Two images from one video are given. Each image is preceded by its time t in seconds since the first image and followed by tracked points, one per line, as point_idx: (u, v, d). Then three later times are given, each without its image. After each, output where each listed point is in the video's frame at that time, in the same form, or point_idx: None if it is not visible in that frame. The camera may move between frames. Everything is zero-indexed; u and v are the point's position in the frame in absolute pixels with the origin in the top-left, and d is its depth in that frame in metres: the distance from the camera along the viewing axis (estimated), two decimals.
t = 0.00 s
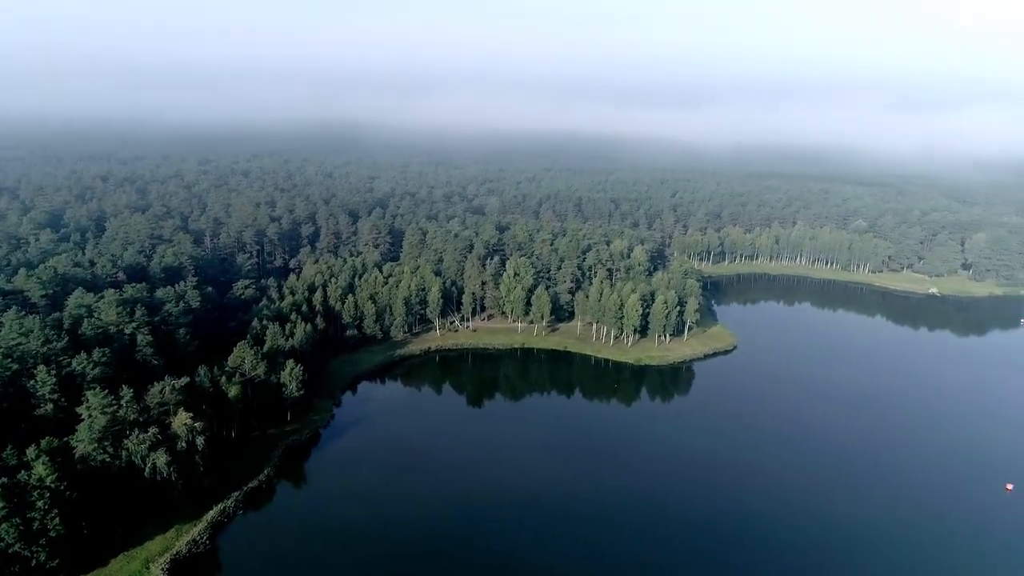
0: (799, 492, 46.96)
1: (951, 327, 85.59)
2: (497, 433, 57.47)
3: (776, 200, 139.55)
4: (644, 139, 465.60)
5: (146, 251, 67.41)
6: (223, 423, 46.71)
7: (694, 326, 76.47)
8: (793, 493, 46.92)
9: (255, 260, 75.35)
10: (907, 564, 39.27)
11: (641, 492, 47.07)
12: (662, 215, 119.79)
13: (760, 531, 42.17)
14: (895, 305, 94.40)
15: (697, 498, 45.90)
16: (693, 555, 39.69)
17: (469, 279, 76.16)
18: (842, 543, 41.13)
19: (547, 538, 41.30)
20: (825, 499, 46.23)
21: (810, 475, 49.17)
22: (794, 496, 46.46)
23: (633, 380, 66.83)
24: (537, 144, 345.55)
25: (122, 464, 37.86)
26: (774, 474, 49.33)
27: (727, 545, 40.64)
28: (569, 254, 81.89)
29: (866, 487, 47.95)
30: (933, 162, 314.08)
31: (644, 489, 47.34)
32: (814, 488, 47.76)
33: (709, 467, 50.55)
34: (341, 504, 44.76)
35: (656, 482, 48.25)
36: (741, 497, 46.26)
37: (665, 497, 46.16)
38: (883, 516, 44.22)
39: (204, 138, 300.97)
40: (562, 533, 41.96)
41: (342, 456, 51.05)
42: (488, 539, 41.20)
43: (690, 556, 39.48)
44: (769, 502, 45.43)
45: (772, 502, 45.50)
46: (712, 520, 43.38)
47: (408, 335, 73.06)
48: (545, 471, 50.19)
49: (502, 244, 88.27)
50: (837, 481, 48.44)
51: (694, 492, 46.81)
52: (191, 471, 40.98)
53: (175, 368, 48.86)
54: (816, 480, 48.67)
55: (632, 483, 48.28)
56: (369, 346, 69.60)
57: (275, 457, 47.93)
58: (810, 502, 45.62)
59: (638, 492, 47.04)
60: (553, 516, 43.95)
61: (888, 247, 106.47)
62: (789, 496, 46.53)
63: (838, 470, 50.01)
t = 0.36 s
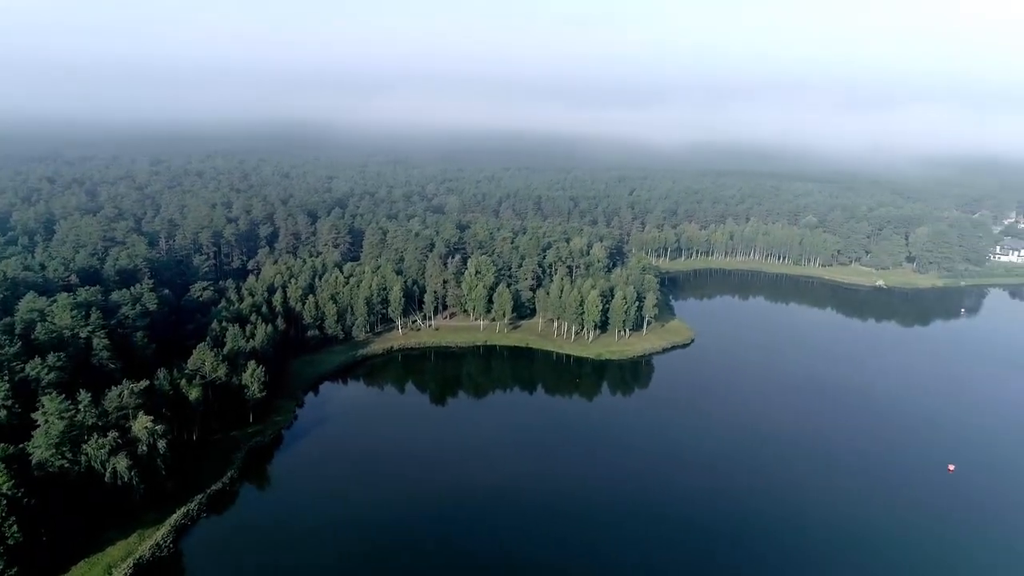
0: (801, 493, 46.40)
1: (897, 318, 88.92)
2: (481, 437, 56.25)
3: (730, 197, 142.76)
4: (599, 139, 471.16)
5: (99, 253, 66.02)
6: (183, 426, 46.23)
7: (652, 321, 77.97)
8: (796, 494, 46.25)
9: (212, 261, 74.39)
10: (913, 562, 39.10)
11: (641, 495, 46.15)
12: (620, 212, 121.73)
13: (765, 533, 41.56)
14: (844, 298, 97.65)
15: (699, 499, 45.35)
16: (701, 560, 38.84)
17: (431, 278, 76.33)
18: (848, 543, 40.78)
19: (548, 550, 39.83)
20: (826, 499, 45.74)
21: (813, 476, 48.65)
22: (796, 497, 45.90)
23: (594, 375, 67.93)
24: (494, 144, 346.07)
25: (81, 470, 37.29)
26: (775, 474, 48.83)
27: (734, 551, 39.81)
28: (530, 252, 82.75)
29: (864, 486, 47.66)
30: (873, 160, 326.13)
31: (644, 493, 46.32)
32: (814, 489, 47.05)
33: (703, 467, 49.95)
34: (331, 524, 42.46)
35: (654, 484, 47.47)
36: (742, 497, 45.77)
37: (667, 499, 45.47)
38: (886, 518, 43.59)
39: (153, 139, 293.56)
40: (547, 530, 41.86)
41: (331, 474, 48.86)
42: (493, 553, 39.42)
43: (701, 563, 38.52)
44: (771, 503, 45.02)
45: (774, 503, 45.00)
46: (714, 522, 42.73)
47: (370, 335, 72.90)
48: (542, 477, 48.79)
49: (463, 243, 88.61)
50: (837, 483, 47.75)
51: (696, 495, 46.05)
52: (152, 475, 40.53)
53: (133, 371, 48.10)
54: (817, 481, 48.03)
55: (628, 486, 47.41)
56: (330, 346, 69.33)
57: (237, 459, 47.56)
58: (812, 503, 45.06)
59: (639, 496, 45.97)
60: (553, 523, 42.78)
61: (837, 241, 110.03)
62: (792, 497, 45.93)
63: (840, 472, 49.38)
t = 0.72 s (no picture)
0: (800, 493, 46.57)
1: (847, 310, 92.13)
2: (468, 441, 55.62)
3: (686, 194, 145.61)
4: (554, 138, 474.88)
5: (49, 256, 64.37)
6: (143, 430, 45.68)
7: (612, 317, 79.35)
8: (796, 495, 46.46)
9: (167, 263, 73.15)
10: (912, 557, 39.91)
11: (647, 497, 45.80)
12: (578, 210, 123.18)
13: (772, 536, 41.62)
14: (796, 291, 100.71)
15: (699, 500, 45.46)
16: (693, 559, 39.13)
17: (392, 277, 76.35)
18: (854, 543, 41.07)
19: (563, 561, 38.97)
20: (825, 499, 45.96)
21: (812, 477, 48.88)
22: (796, 497, 46.14)
23: (556, 370, 68.94)
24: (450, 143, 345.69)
25: (39, 477, 36.69)
26: (776, 475, 49.01)
27: (747, 555, 39.70)
28: (491, 250, 83.40)
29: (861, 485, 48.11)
30: (817, 156, 336.49)
31: (646, 495, 46.01)
32: (814, 489, 47.19)
33: (697, 467, 49.93)
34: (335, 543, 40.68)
35: (651, 486, 47.40)
36: (742, 497, 45.93)
37: (669, 500, 45.45)
38: (888, 518, 43.93)
39: (97, 140, 285.30)
40: (520, 530, 42.16)
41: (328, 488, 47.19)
42: (504, 564, 38.63)
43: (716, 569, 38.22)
44: (770, 503, 45.28)
45: (775, 504, 45.20)
46: (714, 523, 42.85)
47: (331, 335, 72.59)
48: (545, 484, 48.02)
49: (424, 241, 88.76)
50: (837, 484, 47.95)
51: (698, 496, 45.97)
52: (112, 481, 40.05)
53: (89, 375, 47.26)
54: (817, 482, 48.19)
55: (631, 489, 46.99)
56: (291, 347, 68.85)
57: (200, 463, 47.19)
58: (811, 503, 45.33)
59: (641, 499, 45.63)
60: (558, 529, 42.23)
61: (789, 236, 113.29)
62: (792, 497, 46.11)
63: (840, 472, 49.64)
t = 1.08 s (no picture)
0: (800, 493, 46.59)
1: (797, 303, 94.96)
2: (451, 445, 54.91)
3: (641, 193, 147.75)
4: (509, 137, 476.80)
5: None
6: (98, 436, 44.82)
7: (571, 313, 80.42)
8: (796, 494, 46.56)
9: (119, 266, 71.61)
10: (912, 551, 40.33)
11: (655, 501, 45.21)
12: (536, 208, 124.10)
13: (779, 536, 41.51)
14: (749, 286, 103.33)
15: (701, 501, 45.30)
16: (677, 557, 39.43)
17: (351, 277, 76.06)
18: (860, 541, 41.21)
19: (581, 569, 38.13)
20: (825, 499, 46.04)
21: (813, 477, 48.97)
22: (795, 496, 46.22)
23: (516, 367, 69.62)
24: (407, 142, 343.92)
25: None
26: (775, 475, 49.07)
27: (756, 555, 39.62)
28: (450, 249, 83.65)
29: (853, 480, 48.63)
30: (766, 154, 345.11)
31: (639, 496, 45.91)
32: (816, 488, 47.23)
33: (693, 468, 49.80)
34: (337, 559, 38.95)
35: (642, 486, 47.27)
36: (738, 497, 45.93)
37: (670, 502, 45.21)
38: (894, 516, 44.08)
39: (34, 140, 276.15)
40: (502, 530, 42.13)
41: (323, 503, 45.34)
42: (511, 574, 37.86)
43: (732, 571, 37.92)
44: (769, 503, 45.36)
45: (776, 504, 45.23)
46: (712, 524, 42.76)
47: (290, 336, 71.93)
48: (545, 488, 47.11)
49: (383, 241, 88.59)
50: (837, 484, 47.99)
51: (700, 497, 45.81)
52: (68, 487, 39.32)
53: (41, 381, 46.13)
54: (818, 482, 48.28)
55: (630, 492, 46.60)
56: (249, 348, 68.01)
57: (158, 467, 46.50)
58: (811, 503, 45.37)
59: (633, 500, 45.52)
60: (566, 536, 41.45)
61: (741, 233, 116.20)
62: (792, 497, 46.18)
63: (840, 472, 49.68)
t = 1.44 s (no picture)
0: (800, 493, 47.04)
1: (752, 298, 97.44)
2: (435, 446, 54.64)
3: (599, 190, 149.50)
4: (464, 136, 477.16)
5: None
6: (55, 441, 43.95)
7: (533, 311, 81.19)
8: (796, 493, 47.02)
9: (71, 269, 70.05)
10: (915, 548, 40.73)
11: (656, 502, 45.33)
12: (497, 207, 124.64)
13: (780, 536, 41.91)
14: (706, 281, 105.59)
15: (701, 502, 45.53)
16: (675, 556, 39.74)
17: (312, 278, 75.57)
18: (860, 538, 41.75)
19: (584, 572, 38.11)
20: (824, 497, 46.47)
21: (814, 476, 49.37)
22: (795, 495, 46.68)
23: (479, 365, 69.96)
24: (366, 142, 341.85)
25: None
26: (775, 475, 49.50)
27: (756, 554, 40.06)
28: (411, 249, 83.68)
29: (840, 474, 49.68)
30: (718, 152, 352.28)
31: (637, 497, 45.99)
32: (816, 488, 47.60)
33: (686, 468, 50.16)
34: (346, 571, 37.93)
35: (639, 488, 47.33)
36: (735, 497, 46.32)
37: (670, 503, 45.42)
38: (895, 511, 44.86)
39: None
40: (496, 534, 41.97)
41: (316, 512, 44.42)
42: None
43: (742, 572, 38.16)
44: (771, 502, 45.76)
45: (776, 504, 45.64)
46: (712, 524, 43.00)
47: (250, 338, 71.19)
48: (546, 491, 46.94)
49: (343, 241, 88.24)
50: (836, 483, 48.40)
51: (700, 498, 46.06)
52: (25, 494, 38.57)
53: None
54: (819, 481, 48.67)
55: (624, 492, 46.80)
56: (208, 351, 67.12)
57: (118, 472, 45.83)
58: (810, 501, 45.85)
59: (630, 501, 45.59)
60: (579, 541, 41.11)
61: (697, 229, 118.60)
62: (792, 496, 46.61)
63: (840, 471, 50.06)
